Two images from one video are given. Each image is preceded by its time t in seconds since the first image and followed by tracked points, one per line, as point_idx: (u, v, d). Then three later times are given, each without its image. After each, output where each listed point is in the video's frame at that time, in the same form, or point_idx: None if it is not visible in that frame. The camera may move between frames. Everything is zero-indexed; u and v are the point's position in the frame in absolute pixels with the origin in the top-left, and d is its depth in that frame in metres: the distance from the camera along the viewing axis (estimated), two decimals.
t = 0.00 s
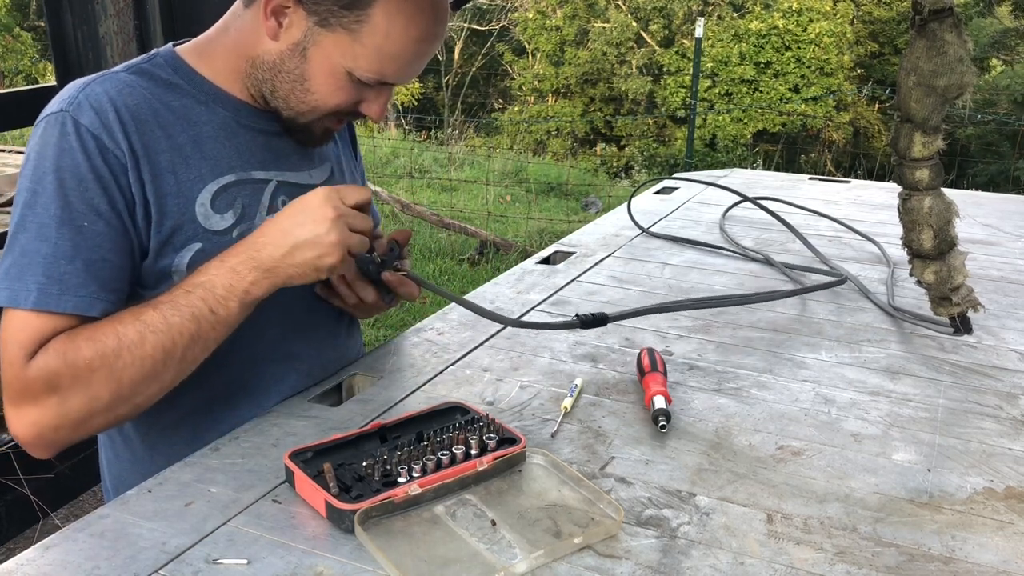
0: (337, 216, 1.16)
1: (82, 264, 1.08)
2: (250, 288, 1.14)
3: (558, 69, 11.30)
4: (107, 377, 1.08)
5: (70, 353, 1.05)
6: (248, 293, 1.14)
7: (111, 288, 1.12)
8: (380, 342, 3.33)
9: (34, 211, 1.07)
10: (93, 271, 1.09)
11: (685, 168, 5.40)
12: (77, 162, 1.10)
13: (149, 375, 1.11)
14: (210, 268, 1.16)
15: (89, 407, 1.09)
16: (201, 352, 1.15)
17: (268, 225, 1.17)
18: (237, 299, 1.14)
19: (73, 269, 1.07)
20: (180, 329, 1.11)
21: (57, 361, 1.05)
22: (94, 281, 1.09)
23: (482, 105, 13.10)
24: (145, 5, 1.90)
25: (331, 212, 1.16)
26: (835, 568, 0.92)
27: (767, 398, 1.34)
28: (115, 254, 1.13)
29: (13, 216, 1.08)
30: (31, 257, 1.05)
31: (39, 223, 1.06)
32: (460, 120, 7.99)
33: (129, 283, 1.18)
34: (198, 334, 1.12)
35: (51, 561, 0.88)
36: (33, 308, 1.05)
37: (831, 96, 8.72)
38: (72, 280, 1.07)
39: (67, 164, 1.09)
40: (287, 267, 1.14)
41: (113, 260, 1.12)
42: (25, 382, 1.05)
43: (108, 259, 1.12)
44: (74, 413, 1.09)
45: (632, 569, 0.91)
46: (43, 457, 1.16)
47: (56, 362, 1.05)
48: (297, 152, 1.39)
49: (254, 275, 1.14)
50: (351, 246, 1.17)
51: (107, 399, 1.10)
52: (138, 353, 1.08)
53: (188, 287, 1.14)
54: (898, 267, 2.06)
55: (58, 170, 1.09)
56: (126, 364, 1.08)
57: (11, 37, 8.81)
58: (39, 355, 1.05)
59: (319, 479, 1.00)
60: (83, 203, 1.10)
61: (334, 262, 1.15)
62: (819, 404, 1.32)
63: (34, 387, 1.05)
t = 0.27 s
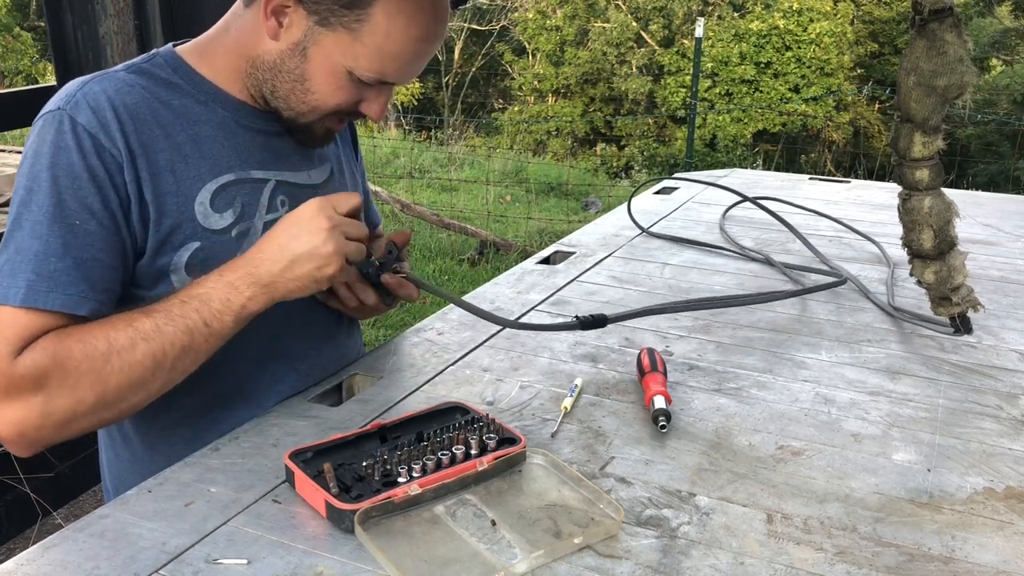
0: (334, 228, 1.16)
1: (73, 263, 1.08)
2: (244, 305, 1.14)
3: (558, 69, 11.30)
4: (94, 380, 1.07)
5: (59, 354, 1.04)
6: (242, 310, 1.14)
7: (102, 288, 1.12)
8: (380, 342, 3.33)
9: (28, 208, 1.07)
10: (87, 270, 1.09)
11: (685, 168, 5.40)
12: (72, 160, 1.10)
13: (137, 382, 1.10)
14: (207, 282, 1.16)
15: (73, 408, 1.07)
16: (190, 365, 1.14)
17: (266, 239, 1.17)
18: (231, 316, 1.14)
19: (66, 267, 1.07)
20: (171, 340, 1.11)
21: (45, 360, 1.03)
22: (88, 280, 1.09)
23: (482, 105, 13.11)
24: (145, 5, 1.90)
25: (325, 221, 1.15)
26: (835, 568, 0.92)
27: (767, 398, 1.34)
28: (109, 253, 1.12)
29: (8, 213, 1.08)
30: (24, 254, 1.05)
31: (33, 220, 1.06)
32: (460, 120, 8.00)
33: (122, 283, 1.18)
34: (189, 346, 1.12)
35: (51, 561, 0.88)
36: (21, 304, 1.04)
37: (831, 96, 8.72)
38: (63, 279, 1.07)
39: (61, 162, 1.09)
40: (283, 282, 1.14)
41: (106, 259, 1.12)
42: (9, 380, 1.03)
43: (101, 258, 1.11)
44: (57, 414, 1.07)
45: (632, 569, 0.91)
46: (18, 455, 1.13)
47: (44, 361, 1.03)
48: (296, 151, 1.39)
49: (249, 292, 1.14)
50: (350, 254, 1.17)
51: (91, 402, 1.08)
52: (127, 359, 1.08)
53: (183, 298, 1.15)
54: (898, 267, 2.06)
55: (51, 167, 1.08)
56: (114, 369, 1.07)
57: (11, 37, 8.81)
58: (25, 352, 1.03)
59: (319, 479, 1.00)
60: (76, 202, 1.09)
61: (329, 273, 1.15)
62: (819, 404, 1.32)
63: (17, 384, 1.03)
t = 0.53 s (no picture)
0: (341, 240, 1.17)
1: (69, 259, 1.07)
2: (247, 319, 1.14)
3: (558, 69, 11.30)
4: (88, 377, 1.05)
5: (57, 350, 1.03)
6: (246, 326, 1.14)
7: (98, 286, 1.11)
8: (380, 342, 3.33)
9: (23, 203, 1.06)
10: (83, 270, 1.09)
11: (686, 168, 5.40)
12: (71, 157, 1.09)
13: (132, 385, 1.08)
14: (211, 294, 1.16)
15: (64, 405, 1.05)
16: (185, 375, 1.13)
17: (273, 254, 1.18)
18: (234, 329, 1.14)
19: (62, 264, 1.07)
20: (171, 347, 1.10)
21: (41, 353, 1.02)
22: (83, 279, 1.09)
23: (482, 105, 13.11)
24: (145, 5, 1.90)
25: (326, 230, 1.16)
26: (835, 568, 0.92)
27: (767, 398, 1.34)
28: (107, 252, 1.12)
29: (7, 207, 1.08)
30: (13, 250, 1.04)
31: (30, 214, 1.06)
32: (460, 120, 8.00)
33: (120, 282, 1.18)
34: (188, 355, 1.11)
35: (51, 561, 0.88)
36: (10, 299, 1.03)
37: (831, 96, 8.72)
38: (59, 274, 1.06)
39: (58, 159, 1.09)
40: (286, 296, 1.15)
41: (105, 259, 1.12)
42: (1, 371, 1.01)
43: (98, 257, 1.11)
44: (46, 410, 1.04)
45: (632, 569, 0.91)
46: None
47: (40, 354, 1.02)
48: (297, 152, 1.39)
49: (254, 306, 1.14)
50: (354, 260, 1.18)
51: (83, 401, 1.06)
52: (125, 360, 1.07)
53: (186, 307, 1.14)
54: (898, 267, 2.06)
55: (49, 164, 1.08)
56: (110, 370, 1.06)
57: (11, 37, 8.80)
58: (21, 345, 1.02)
59: (319, 479, 1.00)
60: (73, 199, 1.09)
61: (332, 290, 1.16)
62: (819, 404, 1.32)
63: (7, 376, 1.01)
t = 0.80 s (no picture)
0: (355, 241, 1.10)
1: (68, 207, 1.00)
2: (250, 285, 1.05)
3: (558, 69, 11.30)
4: (77, 308, 0.94)
5: (46, 274, 0.94)
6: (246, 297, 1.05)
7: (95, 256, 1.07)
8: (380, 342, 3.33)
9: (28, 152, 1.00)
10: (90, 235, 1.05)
11: (686, 168, 5.40)
12: (78, 122, 1.07)
13: (124, 325, 0.97)
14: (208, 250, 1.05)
15: (43, 333, 0.93)
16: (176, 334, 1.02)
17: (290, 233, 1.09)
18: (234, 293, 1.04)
19: (66, 211, 1.00)
20: (170, 298, 0.99)
21: (30, 276, 0.93)
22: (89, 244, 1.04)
23: (482, 105, 13.12)
24: (144, 4, 1.91)
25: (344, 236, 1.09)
26: (835, 568, 0.92)
27: (767, 398, 1.34)
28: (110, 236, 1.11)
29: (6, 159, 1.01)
30: (11, 191, 0.96)
31: (33, 159, 1.00)
32: (460, 120, 8.00)
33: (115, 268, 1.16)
34: (187, 310, 1.01)
35: (51, 561, 0.88)
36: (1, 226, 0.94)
37: (831, 96, 8.72)
38: (58, 215, 0.99)
39: (64, 121, 1.06)
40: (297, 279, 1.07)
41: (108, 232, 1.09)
42: None
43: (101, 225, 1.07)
44: (23, 340, 0.92)
45: (632, 569, 0.91)
46: None
47: (31, 273, 0.93)
48: (296, 148, 1.37)
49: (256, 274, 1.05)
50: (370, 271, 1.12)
51: (65, 334, 0.94)
52: (117, 298, 0.96)
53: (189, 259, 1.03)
54: (898, 267, 2.06)
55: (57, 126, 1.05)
56: (101, 307, 0.95)
57: (11, 37, 8.80)
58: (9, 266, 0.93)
59: (319, 479, 1.01)
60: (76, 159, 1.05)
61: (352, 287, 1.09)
62: (819, 404, 1.32)
63: None
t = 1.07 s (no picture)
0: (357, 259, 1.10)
1: (75, 168, 0.98)
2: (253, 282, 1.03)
3: (558, 69, 11.31)
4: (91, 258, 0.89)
5: (65, 221, 0.89)
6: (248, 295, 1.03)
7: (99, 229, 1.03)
8: (380, 342, 3.33)
9: (40, 114, 0.99)
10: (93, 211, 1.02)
11: (686, 168, 5.40)
12: (86, 96, 1.06)
13: (134, 292, 0.93)
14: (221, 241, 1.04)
15: (52, 278, 0.87)
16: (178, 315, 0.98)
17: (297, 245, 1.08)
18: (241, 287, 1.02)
19: (75, 174, 0.97)
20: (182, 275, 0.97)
21: (51, 217, 0.89)
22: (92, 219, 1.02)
23: (482, 105, 13.13)
24: (144, 4, 1.90)
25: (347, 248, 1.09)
26: (835, 568, 0.92)
27: (767, 398, 1.34)
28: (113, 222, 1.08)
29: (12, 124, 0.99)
30: (22, 145, 0.94)
31: (45, 120, 0.98)
32: (460, 120, 8.00)
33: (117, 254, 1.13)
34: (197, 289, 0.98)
35: (51, 561, 0.88)
36: (11, 170, 0.90)
37: (831, 96, 8.72)
38: (68, 174, 0.96)
39: (73, 95, 1.05)
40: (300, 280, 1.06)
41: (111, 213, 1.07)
42: None
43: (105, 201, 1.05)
44: (29, 280, 0.86)
45: (633, 569, 0.91)
46: None
47: (50, 215, 0.89)
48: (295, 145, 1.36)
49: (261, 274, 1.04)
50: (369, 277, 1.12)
51: (73, 283, 0.88)
52: (131, 260, 0.93)
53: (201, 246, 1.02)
54: (898, 267, 2.06)
55: (67, 98, 1.04)
56: (117, 265, 0.91)
57: (11, 37, 8.80)
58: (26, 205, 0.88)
59: (319, 479, 1.01)
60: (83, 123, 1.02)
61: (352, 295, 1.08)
62: (819, 404, 1.32)
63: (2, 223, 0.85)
